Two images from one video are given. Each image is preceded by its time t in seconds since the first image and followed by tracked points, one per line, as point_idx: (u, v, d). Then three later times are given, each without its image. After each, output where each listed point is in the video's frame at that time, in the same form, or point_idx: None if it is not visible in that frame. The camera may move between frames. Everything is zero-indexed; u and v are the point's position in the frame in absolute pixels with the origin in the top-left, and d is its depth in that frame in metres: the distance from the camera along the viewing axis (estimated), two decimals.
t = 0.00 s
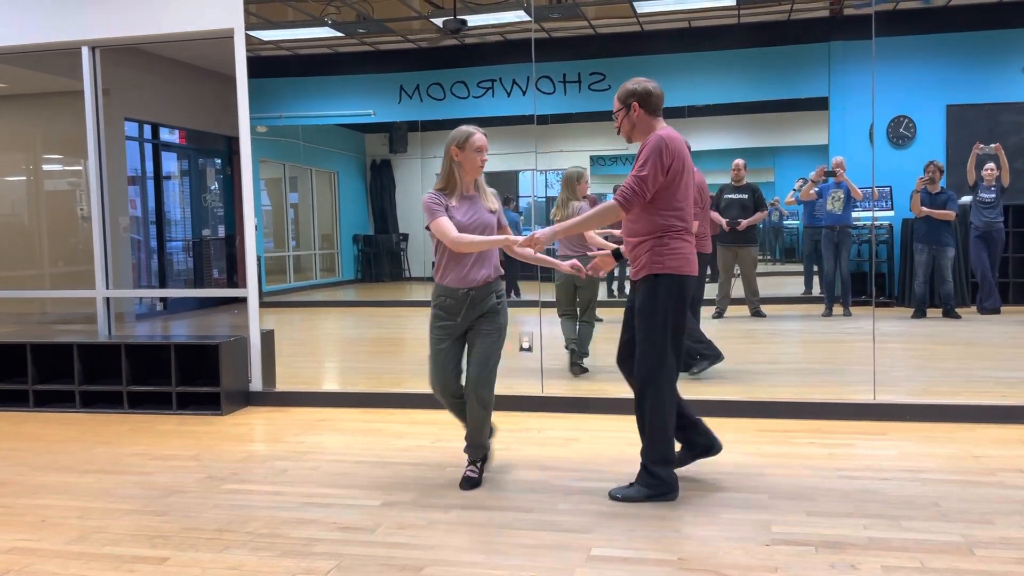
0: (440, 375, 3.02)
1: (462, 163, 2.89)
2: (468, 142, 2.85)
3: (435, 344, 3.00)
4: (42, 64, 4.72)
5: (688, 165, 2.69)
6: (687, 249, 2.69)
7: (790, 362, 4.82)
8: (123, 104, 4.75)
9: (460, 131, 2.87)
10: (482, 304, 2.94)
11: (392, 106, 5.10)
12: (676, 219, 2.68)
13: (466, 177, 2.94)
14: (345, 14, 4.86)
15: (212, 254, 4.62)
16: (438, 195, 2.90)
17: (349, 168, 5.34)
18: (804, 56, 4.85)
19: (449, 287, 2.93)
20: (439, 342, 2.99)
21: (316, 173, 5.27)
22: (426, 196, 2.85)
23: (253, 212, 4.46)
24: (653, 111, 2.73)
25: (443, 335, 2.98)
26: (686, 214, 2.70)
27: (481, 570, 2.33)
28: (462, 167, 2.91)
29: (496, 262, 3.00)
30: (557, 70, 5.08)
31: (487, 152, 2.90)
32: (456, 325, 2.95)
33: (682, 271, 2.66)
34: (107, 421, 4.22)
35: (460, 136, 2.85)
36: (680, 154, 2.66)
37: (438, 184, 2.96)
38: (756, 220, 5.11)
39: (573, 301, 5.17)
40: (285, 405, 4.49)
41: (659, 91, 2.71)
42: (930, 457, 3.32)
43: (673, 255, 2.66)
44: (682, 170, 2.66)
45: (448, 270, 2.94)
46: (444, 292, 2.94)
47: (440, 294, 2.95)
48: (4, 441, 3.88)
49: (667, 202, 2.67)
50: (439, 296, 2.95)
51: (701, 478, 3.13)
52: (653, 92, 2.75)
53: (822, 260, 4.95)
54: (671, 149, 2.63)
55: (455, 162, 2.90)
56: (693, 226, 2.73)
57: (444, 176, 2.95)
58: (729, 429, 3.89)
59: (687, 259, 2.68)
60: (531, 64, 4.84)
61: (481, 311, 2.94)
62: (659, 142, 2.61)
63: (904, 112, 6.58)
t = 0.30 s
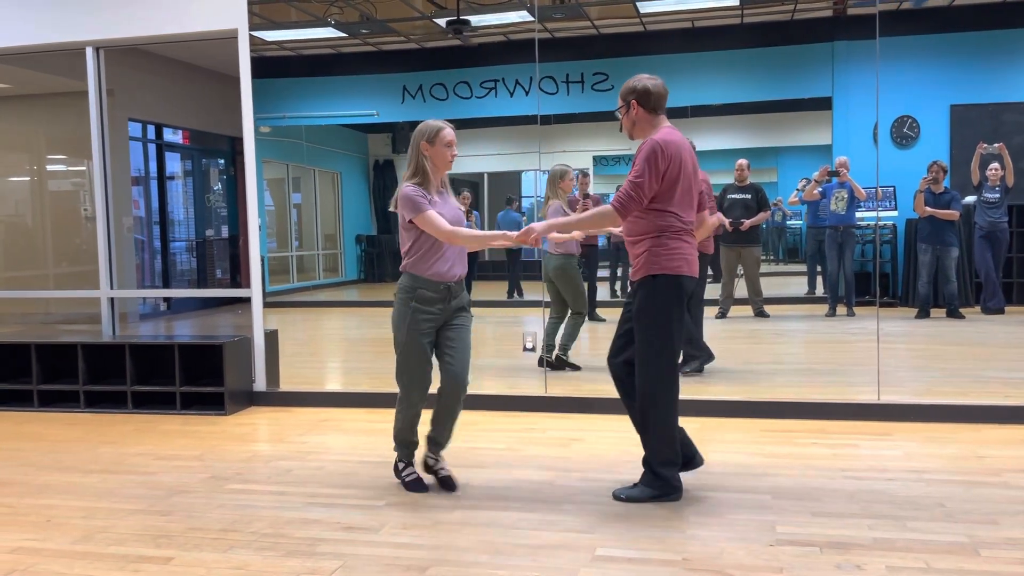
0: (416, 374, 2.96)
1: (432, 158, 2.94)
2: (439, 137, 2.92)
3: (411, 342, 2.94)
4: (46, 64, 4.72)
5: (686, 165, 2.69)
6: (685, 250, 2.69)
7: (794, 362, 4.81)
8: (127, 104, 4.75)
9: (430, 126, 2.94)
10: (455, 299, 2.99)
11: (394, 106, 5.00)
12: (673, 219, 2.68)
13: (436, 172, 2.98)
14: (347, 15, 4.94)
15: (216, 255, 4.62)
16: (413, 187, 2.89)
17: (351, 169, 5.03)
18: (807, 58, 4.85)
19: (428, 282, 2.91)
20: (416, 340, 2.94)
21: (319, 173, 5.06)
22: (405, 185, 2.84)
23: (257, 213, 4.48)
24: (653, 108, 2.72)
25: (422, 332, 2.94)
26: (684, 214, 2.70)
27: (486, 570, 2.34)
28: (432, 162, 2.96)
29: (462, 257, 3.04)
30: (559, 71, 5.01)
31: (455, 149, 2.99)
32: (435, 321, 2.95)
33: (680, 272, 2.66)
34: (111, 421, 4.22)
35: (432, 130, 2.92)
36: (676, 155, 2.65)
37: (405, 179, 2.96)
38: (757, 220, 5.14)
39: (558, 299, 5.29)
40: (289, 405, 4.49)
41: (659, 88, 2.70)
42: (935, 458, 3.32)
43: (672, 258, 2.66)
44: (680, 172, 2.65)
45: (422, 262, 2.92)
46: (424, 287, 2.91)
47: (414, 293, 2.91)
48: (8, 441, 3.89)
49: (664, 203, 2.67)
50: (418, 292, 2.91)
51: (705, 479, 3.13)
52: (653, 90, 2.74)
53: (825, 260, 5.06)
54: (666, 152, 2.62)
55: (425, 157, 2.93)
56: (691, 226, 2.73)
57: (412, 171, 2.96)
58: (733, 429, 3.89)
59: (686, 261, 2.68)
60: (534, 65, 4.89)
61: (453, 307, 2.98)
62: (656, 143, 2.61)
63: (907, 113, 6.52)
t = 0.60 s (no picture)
0: (409, 369, 2.92)
1: (413, 160, 2.96)
2: (421, 139, 2.94)
3: (407, 336, 2.89)
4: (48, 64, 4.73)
5: (693, 165, 2.64)
6: (692, 251, 2.66)
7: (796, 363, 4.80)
8: (129, 104, 4.75)
9: (412, 128, 2.96)
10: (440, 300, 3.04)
11: (398, 107, 4.97)
12: (682, 222, 2.66)
13: (417, 175, 3.00)
14: (348, 15, 4.88)
15: (217, 255, 4.62)
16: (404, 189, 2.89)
17: (351, 169, 5.18)
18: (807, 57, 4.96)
19: (423, 282, 2.93)
20: (412, 334, 2.90)
21: (320, 172, 5.27)
22: (400, 188, 2.83)
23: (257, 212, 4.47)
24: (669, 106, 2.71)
25: (418, 327, 2.91)
26: (694, 216, 2.67)
27: (487, 570, 2.34)
28: (413, 164, 2.97)
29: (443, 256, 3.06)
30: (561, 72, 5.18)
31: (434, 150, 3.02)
32: (429, 323, 2.96)
33: (683, 275, 2.65)
34: (112, 421, 4.23)
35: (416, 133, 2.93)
36: (678, 156, 2.60)
37: (388, 183, 2.95)
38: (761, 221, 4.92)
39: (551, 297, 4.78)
40: (290, 405, 4.49)
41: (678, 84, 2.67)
42: (936, 458, 3.32)
43: (676, 260, 2.65)
44: (682, 172, 2.61)
45: (414, 265, 2.91)
46: (424, 287, 2.93)
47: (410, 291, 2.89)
48: (9, 441, 3.89)
49: (667, 204, 2.65)
50: (417, 290, 2.91)
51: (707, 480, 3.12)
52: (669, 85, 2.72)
53: (827, 261, 4.99)
54: (666, 154, 2.58)
55: (407, 159, 2.95)
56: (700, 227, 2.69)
57: (394, 174, 2.96)
58: (735, 430, 3.88)
59: (692, 263, 2.65)
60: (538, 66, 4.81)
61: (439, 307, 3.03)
62: (656, 147, 2.58)
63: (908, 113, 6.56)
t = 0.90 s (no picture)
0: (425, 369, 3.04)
1: (408, 165, 3.06)
2: (415, 143, 3.04)
3: (425, 338, 3.00)
4: (46, 64, 4.73)
5: (691, 164, 2.56)
6: (692, 255, 2.57)
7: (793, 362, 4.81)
8: (126, 104, 4.75)
9: (409, 134, 3.06)
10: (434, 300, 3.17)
11: (394, 107, 4.96)
12: (683, 224, 2.59)
13: (411, 179, 3.10)
14: (347, 15, 4.89)
15: (214, 254, 4.61)
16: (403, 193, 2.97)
17: (349, 168, 5.06)
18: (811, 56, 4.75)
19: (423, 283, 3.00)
20: (428, 336, 3.01)
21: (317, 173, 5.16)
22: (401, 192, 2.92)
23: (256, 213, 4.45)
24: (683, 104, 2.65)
25: (434, 328, 3.03)
26: (696, 217, 2.59)
27: (485, 570, 2.34)
28: (408, 169, 3.07)
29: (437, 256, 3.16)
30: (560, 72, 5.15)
31: (428, 156, 3.13)
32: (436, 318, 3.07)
33: (682, 279, 2.57)
34: (110, 421, 4.22)
35: (413, 138, 3.04)
36: (672, 156, 2.55)
37: (385, 188, 3.04)
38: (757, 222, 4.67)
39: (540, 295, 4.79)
40: (288, 405, 4.48)
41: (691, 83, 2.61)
42: (934, 458, 3.33)
43: (675, 263, 2.58)
44: (676, 173, 2.55)
45: (413, 267, 2.98)
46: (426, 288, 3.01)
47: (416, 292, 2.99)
48: (7, 440, 3.90)
49: (665, 207, 2.59)
50: (422, 293, 2.99)
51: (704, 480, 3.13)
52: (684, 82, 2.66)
53: (825, 261, 5.27)
54: (658, 154, 2.55)
55: (402, 164, 3.05)
56: (702, 230, 2.60)
57: (391, 179, 3.05)
58: (732, 430, 3.88)
59: (693, 266, 2.57)
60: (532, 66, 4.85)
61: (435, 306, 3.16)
62: (649, 148, 2.55)
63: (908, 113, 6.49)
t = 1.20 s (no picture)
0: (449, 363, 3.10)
1: (419, 166, 3.12)
2: (427, 146, 3.10)
3: (443, 333, 3.04)
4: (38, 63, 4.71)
5: (692, 160, 2.52)
6: (684, 252, 2.53)
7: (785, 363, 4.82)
8: (118, 104, 4.72)
9: (418, 135, 3.11)
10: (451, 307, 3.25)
11: (389, 108, 5.01)
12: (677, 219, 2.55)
13: (422, 181, 3.16)
14: (340, 15, 4.93)
15: (207, 255, 4.60)
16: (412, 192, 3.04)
17: (342, 169, 4.96)
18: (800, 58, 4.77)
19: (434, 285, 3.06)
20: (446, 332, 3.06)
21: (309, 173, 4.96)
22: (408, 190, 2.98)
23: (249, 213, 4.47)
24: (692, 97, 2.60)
25: (452, 323, 3.07)
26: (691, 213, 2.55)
27: (478, 572, 2.33)
28: (418, 170, 3.13)
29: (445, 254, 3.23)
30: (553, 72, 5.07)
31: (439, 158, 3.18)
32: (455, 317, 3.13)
33: (670, 275, 2.53)
34: (101, 422, 4.21)
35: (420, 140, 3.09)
36: (671, 149, 2.51)
37: (395, 189, 3.11)
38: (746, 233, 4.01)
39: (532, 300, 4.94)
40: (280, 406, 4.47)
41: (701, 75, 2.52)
42: (926, 459, 3.34)
43: (666, 259, 2.54)
44: (674, 167, 2.51)
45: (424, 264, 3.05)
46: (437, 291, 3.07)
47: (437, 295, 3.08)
48: None
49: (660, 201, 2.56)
50: (435, 293, 3.06)
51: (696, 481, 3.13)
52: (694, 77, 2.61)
53: (817, 262, 4.97)
54: (657, 146, 2.52)
55: (413, 165, 3.11)
56: (697, 227, 2.55)
57: (401, 179, 3.12)
58: (724, 431, 3.88)
59: (683, 264, 2.52)
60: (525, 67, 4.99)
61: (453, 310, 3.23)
62: (648, 139, 2.53)
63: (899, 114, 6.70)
